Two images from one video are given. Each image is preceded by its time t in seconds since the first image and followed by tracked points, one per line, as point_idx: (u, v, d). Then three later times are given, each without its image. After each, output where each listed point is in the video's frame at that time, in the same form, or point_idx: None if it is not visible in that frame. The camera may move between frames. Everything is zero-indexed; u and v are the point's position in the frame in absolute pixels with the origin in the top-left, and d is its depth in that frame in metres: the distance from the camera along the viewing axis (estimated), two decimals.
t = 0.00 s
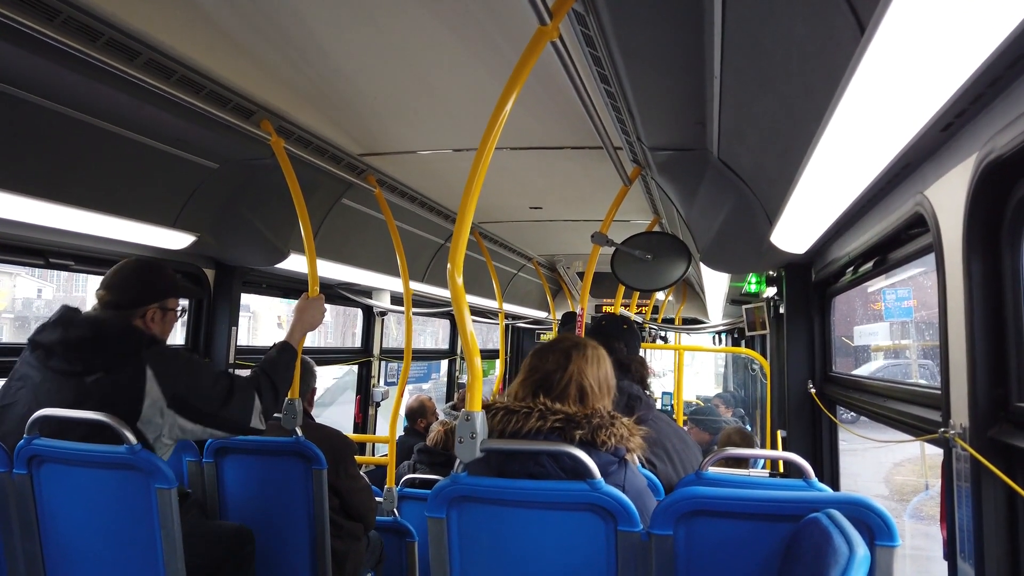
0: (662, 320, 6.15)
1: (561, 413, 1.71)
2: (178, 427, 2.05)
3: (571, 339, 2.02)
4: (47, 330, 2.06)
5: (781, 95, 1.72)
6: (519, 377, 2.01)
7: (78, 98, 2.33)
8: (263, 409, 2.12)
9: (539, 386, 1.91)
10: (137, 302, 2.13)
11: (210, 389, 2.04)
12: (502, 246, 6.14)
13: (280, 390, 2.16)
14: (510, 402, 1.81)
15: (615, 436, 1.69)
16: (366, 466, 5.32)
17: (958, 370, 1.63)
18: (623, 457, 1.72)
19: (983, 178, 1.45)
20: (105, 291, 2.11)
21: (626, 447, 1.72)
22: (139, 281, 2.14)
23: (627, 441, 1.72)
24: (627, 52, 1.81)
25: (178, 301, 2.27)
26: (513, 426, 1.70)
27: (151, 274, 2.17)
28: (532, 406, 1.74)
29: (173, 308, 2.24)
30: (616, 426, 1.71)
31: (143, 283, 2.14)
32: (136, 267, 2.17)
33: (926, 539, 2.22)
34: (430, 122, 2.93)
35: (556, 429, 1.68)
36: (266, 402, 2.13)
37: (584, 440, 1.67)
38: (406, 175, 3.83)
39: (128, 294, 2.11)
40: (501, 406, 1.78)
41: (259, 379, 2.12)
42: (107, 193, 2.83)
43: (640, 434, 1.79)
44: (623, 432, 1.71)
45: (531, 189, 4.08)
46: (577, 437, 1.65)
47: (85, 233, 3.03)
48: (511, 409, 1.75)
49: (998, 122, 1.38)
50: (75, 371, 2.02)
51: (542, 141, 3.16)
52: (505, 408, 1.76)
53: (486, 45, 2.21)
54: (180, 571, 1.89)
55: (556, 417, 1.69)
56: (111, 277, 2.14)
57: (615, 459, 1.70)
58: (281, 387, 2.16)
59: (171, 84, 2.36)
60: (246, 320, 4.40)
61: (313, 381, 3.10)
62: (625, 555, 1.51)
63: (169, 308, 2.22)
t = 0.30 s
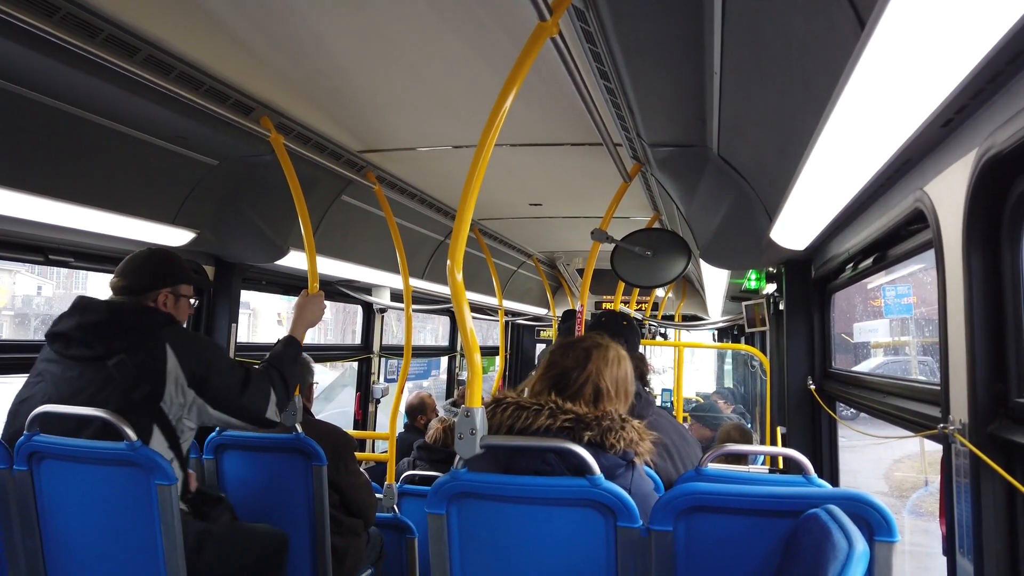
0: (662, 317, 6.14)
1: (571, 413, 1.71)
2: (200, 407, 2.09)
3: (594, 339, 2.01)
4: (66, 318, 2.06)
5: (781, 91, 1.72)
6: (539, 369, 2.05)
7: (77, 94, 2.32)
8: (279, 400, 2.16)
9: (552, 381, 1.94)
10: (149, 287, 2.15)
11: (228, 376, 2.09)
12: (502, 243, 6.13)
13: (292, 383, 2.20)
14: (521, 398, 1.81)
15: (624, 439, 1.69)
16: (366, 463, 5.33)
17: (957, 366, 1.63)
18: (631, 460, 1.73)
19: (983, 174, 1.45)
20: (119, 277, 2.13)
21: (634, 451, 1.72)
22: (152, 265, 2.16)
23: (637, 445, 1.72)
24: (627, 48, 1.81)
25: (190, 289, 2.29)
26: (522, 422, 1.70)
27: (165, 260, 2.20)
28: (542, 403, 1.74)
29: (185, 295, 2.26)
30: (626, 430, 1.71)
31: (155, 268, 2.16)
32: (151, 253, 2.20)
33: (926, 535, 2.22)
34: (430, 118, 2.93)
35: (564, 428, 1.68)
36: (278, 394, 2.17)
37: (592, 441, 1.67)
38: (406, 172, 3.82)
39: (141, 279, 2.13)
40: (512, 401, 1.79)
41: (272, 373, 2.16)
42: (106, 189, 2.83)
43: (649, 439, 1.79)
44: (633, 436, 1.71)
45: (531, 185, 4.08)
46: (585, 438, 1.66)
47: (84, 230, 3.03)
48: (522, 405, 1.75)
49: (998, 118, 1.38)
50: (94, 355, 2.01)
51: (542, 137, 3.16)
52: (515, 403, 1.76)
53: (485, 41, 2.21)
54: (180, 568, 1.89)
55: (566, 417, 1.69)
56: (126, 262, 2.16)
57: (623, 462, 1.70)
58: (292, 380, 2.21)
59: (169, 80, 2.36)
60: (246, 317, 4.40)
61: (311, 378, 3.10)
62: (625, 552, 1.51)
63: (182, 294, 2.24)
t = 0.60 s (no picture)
0: (662, 313, 6.14)
1: (582, 411, 1.70)
2: (223, 404, 2.06)
3: (612, 338, 2.01)
4: (85, 319, 2.06)
5: (782, 86, 1.71)
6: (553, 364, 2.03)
7: (76, 90, 2.31)
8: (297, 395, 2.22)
9: (568, 378, 1.94)
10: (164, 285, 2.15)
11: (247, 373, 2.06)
12: (502, 239, 6.13)
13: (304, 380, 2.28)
14: (532, 393, 1.80)
15: (634, 441, 1.68)
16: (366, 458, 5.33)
17: (957, 361, 1.63)
18: (640, 461, 1.71)
19: (984, 169, 1.45)
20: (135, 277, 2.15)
21: (643, 452, 1.71)
22: (166, 263, 2.16)
23: (646, 447, 1.71)
24: (627, 42, 1.80)
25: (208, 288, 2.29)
26: (532, 417, 1.69)
27: (180, 258, 2.20)
28: (553, 400, 1.74)
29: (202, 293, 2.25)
30: (637, 432, 1.69)
31: (169, 265, 2.16)
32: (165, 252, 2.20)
33: (926, 530, 2.22)
34: (429, 113, 2.92)
35: (575, 426, 1.68)
36: (293, 390, 2.22)
37: (601, 441, 1.67)
38: (406, 167, 3.82)
39: (155, 277, 2.14)
40: (523, 395, 1.78)
41: (287, 369, 2.21)
42: (106, 185, 2.82)
43: (659, 441, 1.77)
44: (644, 438, 1.70)
45: (531, 181, 4.07)
46: (594, 438, 1.65)
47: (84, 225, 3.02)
48: (533, 400, 1.74)
49: (999, 112, 1.38)
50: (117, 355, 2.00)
51: (542, 133, 3.15)
52: (527, 398, 1.75)
53: (485, 36, 2.20)
54: (181, 564, 1.90)
55: (576, 415, 1.68)
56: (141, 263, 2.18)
57: (631, 463, 1.69)
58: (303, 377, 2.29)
59: (169, 76, 2.35)
60: (246, 313, 4.40)
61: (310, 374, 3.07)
62: (625, 547, 1.51)
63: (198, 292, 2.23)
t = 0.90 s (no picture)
0: (662, 308, 6.14)
1: (580, 407, 1.70)
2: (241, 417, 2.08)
3: (607, 333, 2.02)
4: (91, 341, 2.00)
5: (782, 82, 1.71)
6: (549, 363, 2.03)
7: (74, 86, 2.31)
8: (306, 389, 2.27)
9: (565, 374, 1.93)
10: (171, 297, 2.12)
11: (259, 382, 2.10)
12: (501, 235, 6.13)
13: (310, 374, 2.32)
14: (531, 390, 1.81)
15: (632, 436, 1.68)
16: (367, 454, 5.34)
17: (956, 357, 1.63)
18: (639, 456, 1.71)
19: (983, 164, 1.45)
20: (138, 288, 2.10)
21: (642, 447, 1.71)
22: (171, 273, 2.13)
23: (645, 442, 1.71)
24: (626, 38, 1.79)
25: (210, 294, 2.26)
26: (530, 414, 1.70)
27: (184, 267, 2.16)
28: (552, 396, 1.74)
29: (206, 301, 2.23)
30: (635, 427, 1.70)
31: (174, 277, 2.12)
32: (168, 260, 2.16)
33: (925, 525, 2.23)
34: (429, 109, 2.91)
35: (573, 422, 1.68)
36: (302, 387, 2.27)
37: (600, 437, 1.67)
38: (405, 163, 3.81)
39: (161, 290, 2.10)
40: (522, 392, 1.79)
41: (295, 366, 2.24)
42: (105, 182, 2.82)
43: (658, 436, 1.77)
44: (642, 433, 1.70)
45: (531, 177, 4.07)
46: (593, 434, 1.65)
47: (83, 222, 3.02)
48: (532, 397, 1.75)
49: (998, 107, 1.37)
50: (129, 377, 1.95)
51: (542, 128, 3.14)
52: (526, 395, 1.76)
53: (483, 32, 2.19)
54: (181, 561, 1.90)
55: (575, 411, 1.68)
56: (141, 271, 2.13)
57: (630, 458, 1.69)
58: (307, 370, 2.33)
59: (168, 72, 2.34)
60: (246, 309, 4.40)
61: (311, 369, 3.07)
62: (624, 542, 1.52)
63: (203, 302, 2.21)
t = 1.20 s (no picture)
0: (662, 305, 6.14)
1: (578, 402, 1.70)
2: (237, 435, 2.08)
3: (591, 325, 2.02)
4: (84, 361, 2.00)
5: (783, 79, 1.70)
6: (555, 363, 1.93)
7: (74, 82, 2.31)
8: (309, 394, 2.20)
9: (579, 372, 1.88)
10: (164, 305, 2.11)
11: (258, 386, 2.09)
12: (502, 231, 6.12)
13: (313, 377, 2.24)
14: (528, 387, 1.81)
15: (630, 430, 1.69)
16: (367, 451, 5.35)
17: (956, 354, 1.64)
18: (637, 450, 1.72)
19: (984, 162, 1.45)
20: (130, 295, 2.09)
21: (640, 441, 1.71)
22: (165, 281, 2.12)
23: (643, 436, 1.72)
24: (627, 35, 1.79)
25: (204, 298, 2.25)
26: (528, 411, 1.70)
27: (176, 273, 2.14)
28: (549, 392, 1.74)
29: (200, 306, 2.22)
30: (633, 420, 1.70)
31: (167, 285, 2.11)
32: (160, 265, 2.14)
33: (925, 522, 2.23)
34: (429, 106, 2.91)
35: (571, 418, 1.68)
36: (306, 392, 2.21)
37: (598, 432, 1.67)
38: (405, 161, 3.81)
39: (154, 298, 2.09)
40: (519, 390, 1.79)
41: (298, 369, 2.19)
42: (105, 179, 2.82)
43: (655, 430, 1.77)
44: (640, 426, 1.71)
45: (532, 174, 4.06)
46: (591, 429, 1.65)
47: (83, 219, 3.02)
48: (529, 394, 1.75)
49: (999, 104, 1.37)
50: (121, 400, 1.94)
51: (542, 125, 3.14)
52: (522, 392, 1.76)
53: (484, 28, 2.19)
54: (181, 558, 1.90)
55: (573, 407, 1.68)
56: (132, 278, 2.11)
57: (628, 452, 1.69)
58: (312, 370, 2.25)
59: (168, 69, 2.34)
60: (246, 306, 4.40)
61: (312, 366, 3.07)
62: (625, 539, 1.52)
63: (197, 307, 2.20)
